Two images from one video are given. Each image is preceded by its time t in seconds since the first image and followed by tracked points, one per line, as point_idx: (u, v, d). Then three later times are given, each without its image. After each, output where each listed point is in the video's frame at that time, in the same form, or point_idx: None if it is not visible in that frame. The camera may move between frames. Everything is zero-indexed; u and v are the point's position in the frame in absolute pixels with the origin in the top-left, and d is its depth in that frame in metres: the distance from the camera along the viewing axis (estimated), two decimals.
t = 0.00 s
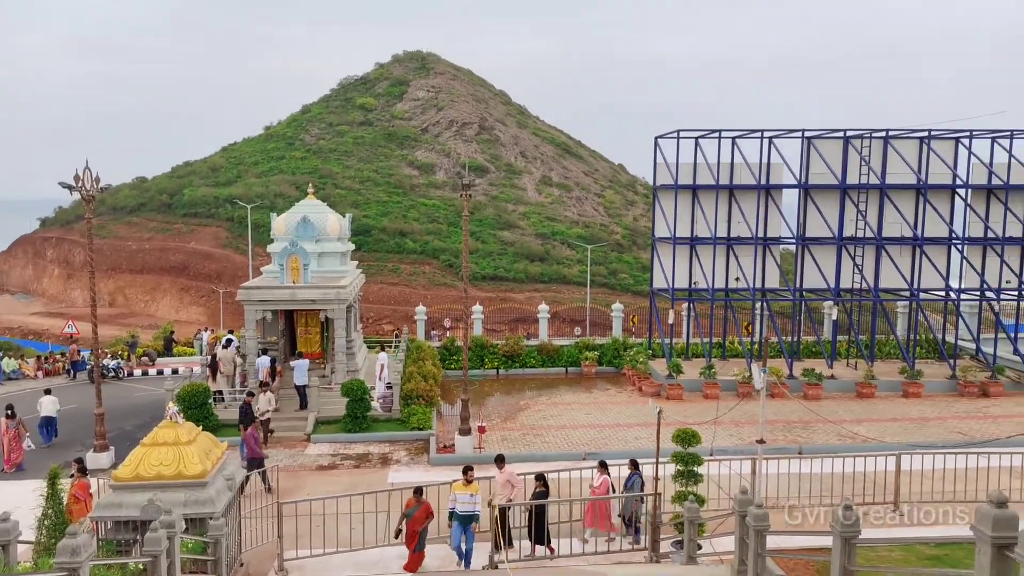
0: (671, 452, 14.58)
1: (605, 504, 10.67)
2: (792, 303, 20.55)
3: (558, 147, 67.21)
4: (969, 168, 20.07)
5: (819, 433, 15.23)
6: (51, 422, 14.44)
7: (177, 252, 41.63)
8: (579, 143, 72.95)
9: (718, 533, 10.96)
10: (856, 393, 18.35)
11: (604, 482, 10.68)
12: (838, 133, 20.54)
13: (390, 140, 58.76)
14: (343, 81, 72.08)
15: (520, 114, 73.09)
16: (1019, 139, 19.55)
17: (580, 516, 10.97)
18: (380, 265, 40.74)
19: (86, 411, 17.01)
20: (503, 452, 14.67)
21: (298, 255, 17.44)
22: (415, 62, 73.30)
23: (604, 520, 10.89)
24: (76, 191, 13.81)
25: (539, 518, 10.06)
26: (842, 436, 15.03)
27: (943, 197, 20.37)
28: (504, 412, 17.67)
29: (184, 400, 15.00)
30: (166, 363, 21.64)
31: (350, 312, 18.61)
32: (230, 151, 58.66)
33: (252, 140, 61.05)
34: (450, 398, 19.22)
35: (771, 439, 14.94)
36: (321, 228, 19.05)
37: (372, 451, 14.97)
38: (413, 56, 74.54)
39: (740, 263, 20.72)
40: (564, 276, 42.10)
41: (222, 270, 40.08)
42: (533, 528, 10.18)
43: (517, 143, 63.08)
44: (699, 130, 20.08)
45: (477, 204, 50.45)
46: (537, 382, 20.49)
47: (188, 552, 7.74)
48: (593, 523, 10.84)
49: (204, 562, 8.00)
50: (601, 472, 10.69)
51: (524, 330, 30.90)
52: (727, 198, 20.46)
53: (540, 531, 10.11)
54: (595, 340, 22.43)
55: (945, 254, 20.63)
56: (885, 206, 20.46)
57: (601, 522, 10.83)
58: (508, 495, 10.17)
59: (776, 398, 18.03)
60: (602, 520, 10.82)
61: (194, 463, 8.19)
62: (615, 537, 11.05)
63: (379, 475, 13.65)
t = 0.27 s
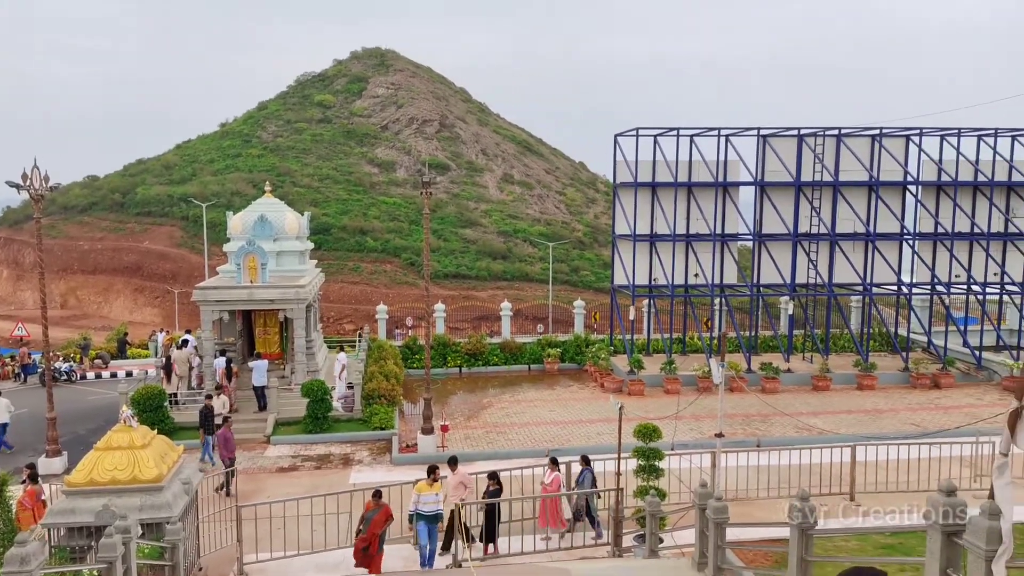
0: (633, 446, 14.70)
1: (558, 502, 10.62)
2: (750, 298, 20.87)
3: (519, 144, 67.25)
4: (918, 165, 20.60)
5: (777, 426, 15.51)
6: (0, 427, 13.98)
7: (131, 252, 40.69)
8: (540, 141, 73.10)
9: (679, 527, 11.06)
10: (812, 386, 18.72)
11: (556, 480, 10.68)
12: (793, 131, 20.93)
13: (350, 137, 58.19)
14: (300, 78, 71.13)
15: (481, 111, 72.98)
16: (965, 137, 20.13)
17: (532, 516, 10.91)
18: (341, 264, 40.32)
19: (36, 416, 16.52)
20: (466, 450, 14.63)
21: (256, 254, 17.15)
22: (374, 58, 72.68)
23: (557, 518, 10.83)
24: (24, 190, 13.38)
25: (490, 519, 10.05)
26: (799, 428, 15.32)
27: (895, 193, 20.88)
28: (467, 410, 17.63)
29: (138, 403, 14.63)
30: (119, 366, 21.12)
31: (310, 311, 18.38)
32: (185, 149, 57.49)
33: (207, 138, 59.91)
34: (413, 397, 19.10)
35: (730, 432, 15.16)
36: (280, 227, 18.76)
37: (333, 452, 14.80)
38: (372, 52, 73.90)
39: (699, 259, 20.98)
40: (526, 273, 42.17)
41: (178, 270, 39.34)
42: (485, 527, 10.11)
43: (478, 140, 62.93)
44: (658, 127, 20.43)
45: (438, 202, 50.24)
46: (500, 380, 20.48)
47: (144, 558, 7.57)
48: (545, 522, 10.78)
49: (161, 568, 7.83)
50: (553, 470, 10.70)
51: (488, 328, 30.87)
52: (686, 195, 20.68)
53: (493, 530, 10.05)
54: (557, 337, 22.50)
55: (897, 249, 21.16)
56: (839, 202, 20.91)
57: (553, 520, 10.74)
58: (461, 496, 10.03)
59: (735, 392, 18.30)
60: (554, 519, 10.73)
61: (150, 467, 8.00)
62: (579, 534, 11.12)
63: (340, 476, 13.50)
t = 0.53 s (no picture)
0: (598, 454, 14.75)
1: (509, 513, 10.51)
2: (713, 306, 21.12)
3: (485, 153, 67.32)
4: (875, 176, 21.08)
5: (739, 432, 15.68)
6: None
7: (87, 260, 39.80)
8: (506, 149, 73.29)
9: (644, 536, 11.10)
10: (773, 392, 18.98)
11: (507, 491, 10.66)
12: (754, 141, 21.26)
13: (313, 144, 57.69)
14: (263, 83, 70.40)
15: (446, 119, 72.93)
16: (920, 148, 20.66)
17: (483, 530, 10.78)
18: (304, 272, 39.87)
19: None
20: (430, 460, 14.53)
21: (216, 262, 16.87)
22: (338, 65, 72.23)
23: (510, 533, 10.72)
24: None
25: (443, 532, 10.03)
26: (761, 434, 15.52)
27: (852, 203, 21.32)
28: (432, 420, 17.52)
29: (94, 415, 14.26)
30: (74, 377, 20.58)
31: (272, 320, 18.12)
32: (144, 155, 56.43)
33: (167, 143, 58.91)
34: (377, 407, 18.94)
35: (694, 439, 15.29)
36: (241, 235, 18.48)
37: (295, 463, 14.59)
38: (336, 59, 73.40)
39: (663, 267, 21.18)
40: (492, 281, 42.16)
41: (136, 278, 38.62)
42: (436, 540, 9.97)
43: (443, 148, 62.86)
44: (623, 138, 20.13)
45: (403, 209, 50.03)
46: (465, 388, 20.40)
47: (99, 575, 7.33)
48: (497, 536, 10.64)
49: None
50: (504, 481, 10.70)
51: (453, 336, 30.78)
52: (650, 204, 20.87)
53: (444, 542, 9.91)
54: (522, 345, 22.50)
55: (855, 257, 21.60)
56: (799, 212, 21.29)
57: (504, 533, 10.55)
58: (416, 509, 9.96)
59: (698, 399, 18.48)
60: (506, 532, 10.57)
61: (106, 480, 7.78)
62: (545, 543, 11.10)
63: (302, 488, 13.30)
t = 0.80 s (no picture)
0: (562, 458, 14.77)
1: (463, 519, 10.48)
2: (675, 310, 21.34)
3: (448, 158, 67.19)
4: (831, 182, 21.53)
5: (702, 434, 15.84)
6: None
7: (39, 267, 38.76)
8: (470, 155, 73.23)
9: (608, 539, 11.14)
10: (734, 394, 19.22)
11: (460, 498, 10.77)
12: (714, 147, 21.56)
13: (274, 148, 57.00)
14: (222, 87, 69.40)
15: (409, 124, 72.66)
16: (874, 155, 21.15)
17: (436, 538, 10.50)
18: (265, 278, 39.31)
19: None
20: (393, 467, 14.41)
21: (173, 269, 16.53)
22: (299, 68, 71.54)
23: (463, 538, 10.53)
24: None
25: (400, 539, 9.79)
26: (722, 436, 15.70)
27: (809, 208, 21.74)
28: (395, 426, 17.38)
29: (46, 425, 13.87)
30: (26, 387, 20.00)
31: (231, 327, 17.83)
32: (99, 159, 55.19)
33: (123, 148, 57.71)
34: (339, 414, 18.73)
35: (657, 442, 15.41)
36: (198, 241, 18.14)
37: (256, 472, 14.36)
38: (297, 63, 72.70)
39: (626, 272, 21.35)
40: (456, 286, 42.07)
41: (91, 285, 37.73)
42: (390, 548, 9.80)
43: (406, 153, 62.59)
44: (584, 144, 20.37)
45: (366, 215, 49.68)
46: (429, 394, 20.29)
47: None
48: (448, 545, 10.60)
49: None
50: (457, 489, 10.82)
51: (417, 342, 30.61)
52: (612, 209, 21.03)
53: (401, 551, 9.75)
54: (487, 350, 22.47)
55: (812, 261, 22.01)
56: (758, 217, 21.65)
57: (456, 541, 10.44)
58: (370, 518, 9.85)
59: (661, 402, 18.64)
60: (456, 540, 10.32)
61: (58, 492, 7.56)
62: (509, 549, 11.07)
63: (263, 497, 13.09)
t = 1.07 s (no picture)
0: (521, 465, 14.77)
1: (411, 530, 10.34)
2: (633, 316, 21.53)
3: (408, 163, 66.86)
4: (785, 191, 21.98)
5: (659, 440, 16.00)
6: None
7: None
8: (431, 160, 73.05)
9: (565, 546, 11.14)
10: (691, 400, 19.46)
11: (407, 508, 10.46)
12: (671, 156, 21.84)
13: (230, 152, 56.07)
14: (177, 89, 68.10)
15: (369, 128, 72.16)
16: (826, 165, 21.65)
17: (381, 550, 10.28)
18: (220, 283, 38.60)
19: None
20: (350, 475, 14.24)
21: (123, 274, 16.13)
22: (257, 71, 70.57)
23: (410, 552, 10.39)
24: None
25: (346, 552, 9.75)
26: (679, 442, 15.87)
27: (763, 217, 22.15)
28: (353, 434, 17.19)
29: None
30: None
31: (184, 334, 17.46)
32: (47, 161, 53.66)
33: (73, 149, 56.21)
34: (295, 422, 18.45)
35: (614, 448, 15.51)
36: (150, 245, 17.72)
37: (208, 482, 14.05)
38: (255, 65, 71.70)
39: (585, 278, 21.48)
40: (416, 292, 41.88)
41: (38, 290, 36.60)
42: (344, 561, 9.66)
43: (366, 157, 62.13)
44: (546, 150, 20.38)
45: (324, 220, 49.15)
46: (388, 401, 20.12)
47: None
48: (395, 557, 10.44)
49: None
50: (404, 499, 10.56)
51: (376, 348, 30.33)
52: (572, 216, 21.14)
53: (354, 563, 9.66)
54: (446, 356, 22.38)
55: (766, 269, 22.43)
56: (714, 225, 21.98)
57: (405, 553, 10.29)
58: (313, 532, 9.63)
59: (620, 408, 18.77)
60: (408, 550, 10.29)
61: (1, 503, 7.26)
62: (467, 557, 11.00)
63: (216, 507, 12.81)
